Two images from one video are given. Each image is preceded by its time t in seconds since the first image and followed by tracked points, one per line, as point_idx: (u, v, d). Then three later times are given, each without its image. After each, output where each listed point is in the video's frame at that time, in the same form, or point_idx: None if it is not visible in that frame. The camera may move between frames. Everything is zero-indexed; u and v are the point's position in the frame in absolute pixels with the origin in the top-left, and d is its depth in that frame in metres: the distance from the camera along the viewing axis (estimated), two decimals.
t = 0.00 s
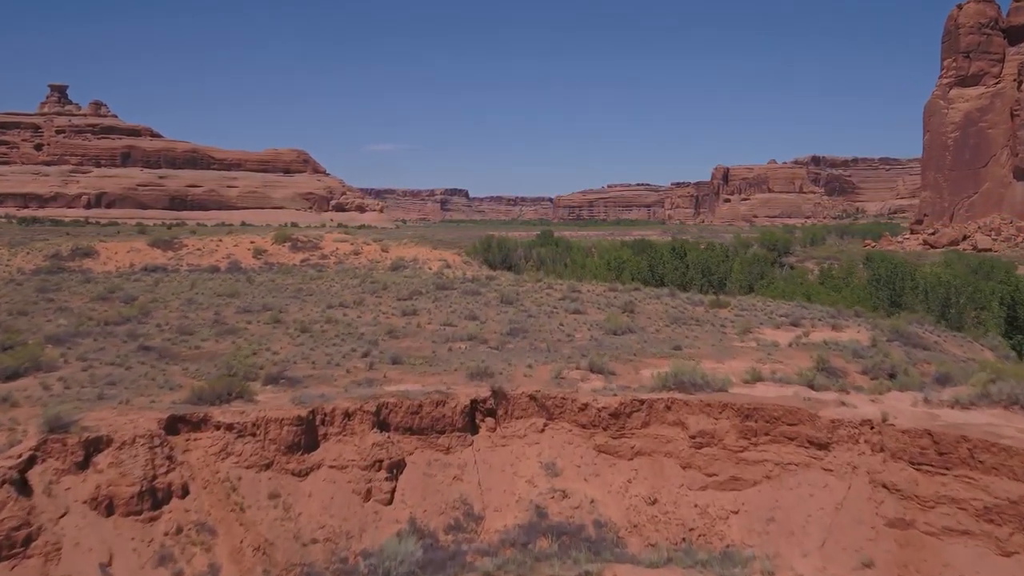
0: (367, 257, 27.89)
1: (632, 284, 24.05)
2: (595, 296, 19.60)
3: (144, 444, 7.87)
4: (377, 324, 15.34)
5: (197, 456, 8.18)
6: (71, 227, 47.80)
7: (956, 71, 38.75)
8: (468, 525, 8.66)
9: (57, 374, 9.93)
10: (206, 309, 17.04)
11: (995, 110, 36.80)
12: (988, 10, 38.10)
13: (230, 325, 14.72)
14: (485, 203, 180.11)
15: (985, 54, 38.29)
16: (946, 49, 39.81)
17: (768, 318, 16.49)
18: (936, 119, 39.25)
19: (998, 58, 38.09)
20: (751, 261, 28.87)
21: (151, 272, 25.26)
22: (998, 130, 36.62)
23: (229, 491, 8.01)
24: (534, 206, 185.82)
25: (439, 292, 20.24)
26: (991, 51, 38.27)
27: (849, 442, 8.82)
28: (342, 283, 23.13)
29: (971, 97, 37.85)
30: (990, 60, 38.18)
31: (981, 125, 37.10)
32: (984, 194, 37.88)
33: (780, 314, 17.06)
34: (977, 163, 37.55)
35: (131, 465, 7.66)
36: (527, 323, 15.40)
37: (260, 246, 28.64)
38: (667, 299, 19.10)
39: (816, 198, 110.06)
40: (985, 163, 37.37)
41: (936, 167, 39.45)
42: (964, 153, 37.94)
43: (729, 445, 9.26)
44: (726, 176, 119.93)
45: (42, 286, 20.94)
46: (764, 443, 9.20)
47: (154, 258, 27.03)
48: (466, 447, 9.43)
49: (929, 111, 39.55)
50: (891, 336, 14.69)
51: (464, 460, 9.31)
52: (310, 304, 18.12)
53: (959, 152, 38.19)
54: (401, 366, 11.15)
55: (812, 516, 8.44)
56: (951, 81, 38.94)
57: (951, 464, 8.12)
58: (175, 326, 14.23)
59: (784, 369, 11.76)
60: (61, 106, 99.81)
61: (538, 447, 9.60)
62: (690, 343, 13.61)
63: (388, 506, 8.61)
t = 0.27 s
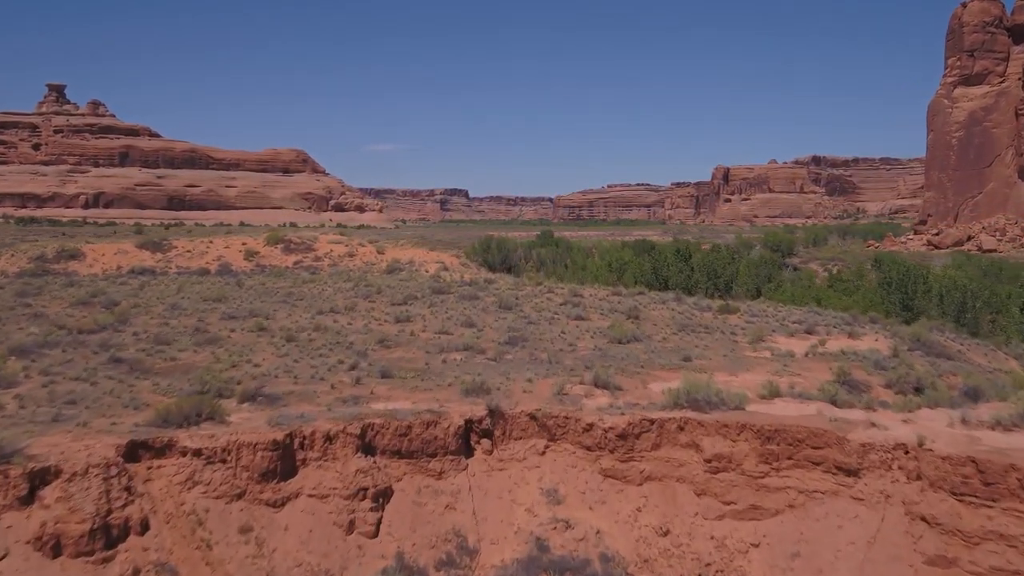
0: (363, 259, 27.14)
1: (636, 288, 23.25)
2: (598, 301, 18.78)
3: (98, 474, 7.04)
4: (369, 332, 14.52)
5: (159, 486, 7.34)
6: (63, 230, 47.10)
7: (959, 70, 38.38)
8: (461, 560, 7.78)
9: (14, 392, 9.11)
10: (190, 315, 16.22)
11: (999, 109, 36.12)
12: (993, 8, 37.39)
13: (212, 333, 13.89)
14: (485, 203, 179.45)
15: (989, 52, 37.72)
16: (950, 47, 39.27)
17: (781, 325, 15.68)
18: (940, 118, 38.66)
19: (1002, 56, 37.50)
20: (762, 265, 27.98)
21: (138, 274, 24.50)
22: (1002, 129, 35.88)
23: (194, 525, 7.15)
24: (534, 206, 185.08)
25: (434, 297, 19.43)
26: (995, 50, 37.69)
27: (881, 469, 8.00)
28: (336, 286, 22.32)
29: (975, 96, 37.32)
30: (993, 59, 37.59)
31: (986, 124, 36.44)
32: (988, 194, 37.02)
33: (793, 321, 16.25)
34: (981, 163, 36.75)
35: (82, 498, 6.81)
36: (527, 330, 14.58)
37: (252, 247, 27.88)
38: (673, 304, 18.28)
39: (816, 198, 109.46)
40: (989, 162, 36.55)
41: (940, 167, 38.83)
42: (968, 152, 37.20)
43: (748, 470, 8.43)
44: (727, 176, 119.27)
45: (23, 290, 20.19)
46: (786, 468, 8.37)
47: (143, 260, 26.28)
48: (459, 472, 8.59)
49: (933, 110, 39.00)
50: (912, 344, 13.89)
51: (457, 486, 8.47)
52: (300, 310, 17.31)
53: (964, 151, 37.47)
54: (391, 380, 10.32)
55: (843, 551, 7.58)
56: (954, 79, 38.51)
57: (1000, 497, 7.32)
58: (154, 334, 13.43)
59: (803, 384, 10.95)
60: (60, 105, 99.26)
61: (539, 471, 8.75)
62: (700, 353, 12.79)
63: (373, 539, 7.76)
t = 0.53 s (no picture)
0: (357, 261, 26.22)
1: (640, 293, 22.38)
2: (601, 308, 17.86)
3: (31, 519, 6.10)
4: (358, 342, 13.57)
5: (106, 531, 6.38)
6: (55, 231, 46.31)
7: (965, 69, 37.32)
8: None
9: None
10: (169, 324, 15.28)
11: (1005, 108, 35.25)
12: (999, 5, 36.43)
13: (188, 343, 12.94)
14: (484, 203, 178.50)
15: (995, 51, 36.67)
16: (955, 47, 38.23)
17: (797, 335, 14.75)
18: (944, 118, 37.49)
19: (1008, 54, 36.40)
20: (769, 266, 27.16)
21: (122, 278, 23.56)
22: (1008, 129, 35.01)
23: None
24: (534, 206, 184.12)
25: (429, 303, 18.50)
26: (1000, 49, 36.60)
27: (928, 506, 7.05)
28: (327, 291, 21.38)
29: (980, 96, 36.27)
30: (999, 57, 36.55)
31: (991, 124, 35.53)
32: (993, 194, 36.15)
33: (808, 329, 15.32)
34: (987, 162, 35.87)
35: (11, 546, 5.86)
36: (527, 341, 13.64)
37: (242, 249, 26.95)
38: (681, 310, 17.35)
39: (817, 198, 108.59)
40: (995, 162, 35.71)
41: (945, 168, 37.63)
42: (973, 153, 36.19)
43: (775, 506, 7.47)
44: (727, 176, 118.28)
45: None
46: (819, 503, 7.42)
47: (128, 262, 25.33)
48: (450, 507, 7.61)
49: (937, 110, 37.87)
50: (938, 356, 13.00)
51: (448, 524, 7.49)
52: (288, 317, 16.38)
53: (968, 152, 36.43)
54: (377, 400, 9.37)
55: None
56: (959, 78, 37.37)
57: None
58: (124, 346, 12.48)
59: (828, 403, 10.00)
60: (58, 104, 98.54)
61: (539, 505, 7.78)
62: (714, 366, 11.85)
63: None
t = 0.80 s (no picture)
0: (351, 264, 25.41)
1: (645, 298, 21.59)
2: (605, 315, 17.01)
3: None
4: (347, 354, 12.73)
5: None
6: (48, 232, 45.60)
7: (969, 68, 36.49)
8: None
9: None
10: (149, 332, 14.44)
11: (1011, 107, 34.48)
12: (1004, 3, 35.73)
13: (165, 355, 12.10)
14: (484, 203, 177.73)
15: (1000, 50, 36.09)
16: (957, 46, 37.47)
17: (813, 344, 13.91)
18: (948, 117, 36.78)
19: (1014, 53, 35.80)
20: (778, 269, 26.32)
21: (107, 282, 22.73)
22: (1014, 128, 34.17)
23: None
24: (534, 206, 183.38)
25: (424, 309, 17.65)
26: (1006, 47, 36.05)
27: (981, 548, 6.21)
28: (320, 296, 20.53)
29: (985, 95, 35.56)
30: (1004, 56, 35.92)
31: (996, 123, 34.77)
32: (999, 194, 35.24)
33: (824, 338, 14.48)
34: (992, 162, 35.05)
35: None
36: (528, 352, 12.79)
37: (233, 251, 26.12)
38: (689, 317, 16.51)
39: (817, 198, 107.91)
40: (1000, 162, 34.85)
41: (949, 167, 36.84)
42: (978, 152, 35.44)
43: (806, 546, 6.63)
44: (727, 176, 117.56)
45: None
46: (855, 543, 6.58)
47: (114, 265, 24.49)
48: (439, 546, 6.77)
49: (941, 109, 37.12)
50: (965, 368, 12.20)
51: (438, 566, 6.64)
52: (276, 325, 15.55)
53: (973, 151, 35.69)
54: (363, 422, 8.53)
55: None
56: (964, 77, 36.57)
57: None
58: (96, 358, 11.64)
59: (855, 424, 9.19)
60: (55, 104, 97.82)
61: (540, 541, 6.91)
62: (729, 381, 11.00)
63: None
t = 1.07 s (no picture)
0: (345, 266, 24.60)
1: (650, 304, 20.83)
2: (610, 323, 16.18)
3: None
4: (334, 367, 11.89)
5: None
6: (41, 233, 44.96)
7: (973, 66, 36.09)
8: None
9: None
10: (124, 342, 13.57)
11: (1015, 106, 33.71)
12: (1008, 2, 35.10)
13: (137, 368, 11.24)
14: (483, 203, 177.09)
15: (1004, 48, 35.53)
16: (962, 43, 36.99)
17: (831, 355, 13.09)
18: (952, 116, 36.25)
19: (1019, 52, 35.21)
20: (790, 273, 25.48)
21: (90, 285, 21.88)
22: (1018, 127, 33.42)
23: None
24: (533, 206, 182.72)
25: (420, 316, 16.83)
26: (1011, 46, 35.46)
27: None
28: (312, 300, 19.69)
29: (989, 94, 34.95)
30: (1009, 55, 35.35)
31: (1000, 123, 34.06)
32: (1003, 194, 34.34)
33: (842, 348, 13.66)
34: (996, 162, 34.24)
35: None
36: (529, 364, 11.95)
37: (223, 253, 25.29)
38: (698, 325, 15.70)
39: (818, 198, 107.33)
40: (1005, 162, 34.00)
41: (953, 167, 36.20)
42: (982, 151, 34.74)
43: None
44: (727, 176, 116.93)
45: None
46: None
47: (99, 268, 23.64)
48: None
49: (945, 108, 36.62)
50: (995, 382, 11.38)
51: None
52: (262, 333, 14.71)
53: (977, 151, 35.00)
54: (346, 449, 7.70)
55: None
56: (968, 76, 36.17)
57: None
58: (62, 372, 10.80)
59: (887, 449, 8.38)
60: (51, 103, 97.17)
61: None
62: (745, 398, 10.17)
63: None
